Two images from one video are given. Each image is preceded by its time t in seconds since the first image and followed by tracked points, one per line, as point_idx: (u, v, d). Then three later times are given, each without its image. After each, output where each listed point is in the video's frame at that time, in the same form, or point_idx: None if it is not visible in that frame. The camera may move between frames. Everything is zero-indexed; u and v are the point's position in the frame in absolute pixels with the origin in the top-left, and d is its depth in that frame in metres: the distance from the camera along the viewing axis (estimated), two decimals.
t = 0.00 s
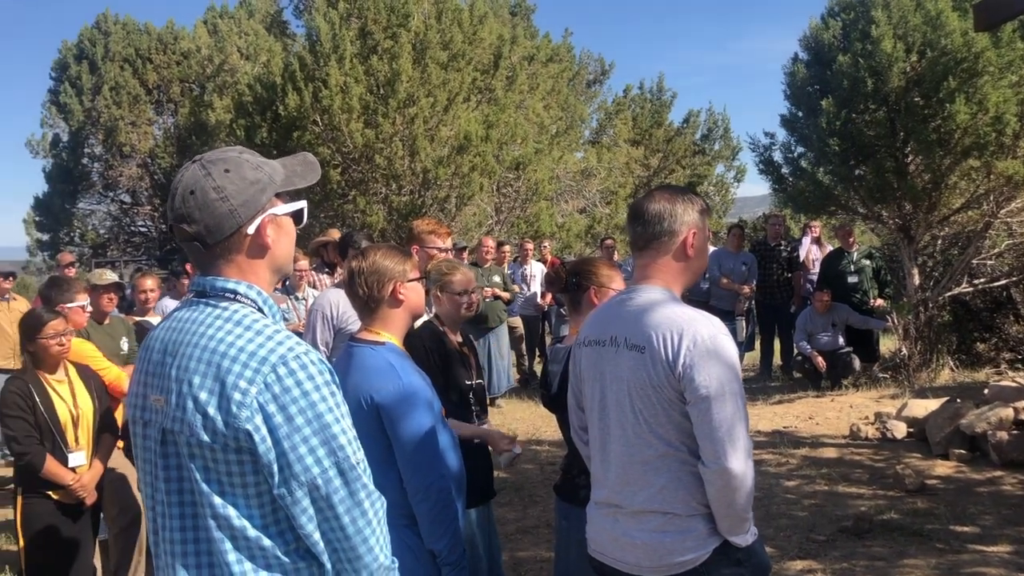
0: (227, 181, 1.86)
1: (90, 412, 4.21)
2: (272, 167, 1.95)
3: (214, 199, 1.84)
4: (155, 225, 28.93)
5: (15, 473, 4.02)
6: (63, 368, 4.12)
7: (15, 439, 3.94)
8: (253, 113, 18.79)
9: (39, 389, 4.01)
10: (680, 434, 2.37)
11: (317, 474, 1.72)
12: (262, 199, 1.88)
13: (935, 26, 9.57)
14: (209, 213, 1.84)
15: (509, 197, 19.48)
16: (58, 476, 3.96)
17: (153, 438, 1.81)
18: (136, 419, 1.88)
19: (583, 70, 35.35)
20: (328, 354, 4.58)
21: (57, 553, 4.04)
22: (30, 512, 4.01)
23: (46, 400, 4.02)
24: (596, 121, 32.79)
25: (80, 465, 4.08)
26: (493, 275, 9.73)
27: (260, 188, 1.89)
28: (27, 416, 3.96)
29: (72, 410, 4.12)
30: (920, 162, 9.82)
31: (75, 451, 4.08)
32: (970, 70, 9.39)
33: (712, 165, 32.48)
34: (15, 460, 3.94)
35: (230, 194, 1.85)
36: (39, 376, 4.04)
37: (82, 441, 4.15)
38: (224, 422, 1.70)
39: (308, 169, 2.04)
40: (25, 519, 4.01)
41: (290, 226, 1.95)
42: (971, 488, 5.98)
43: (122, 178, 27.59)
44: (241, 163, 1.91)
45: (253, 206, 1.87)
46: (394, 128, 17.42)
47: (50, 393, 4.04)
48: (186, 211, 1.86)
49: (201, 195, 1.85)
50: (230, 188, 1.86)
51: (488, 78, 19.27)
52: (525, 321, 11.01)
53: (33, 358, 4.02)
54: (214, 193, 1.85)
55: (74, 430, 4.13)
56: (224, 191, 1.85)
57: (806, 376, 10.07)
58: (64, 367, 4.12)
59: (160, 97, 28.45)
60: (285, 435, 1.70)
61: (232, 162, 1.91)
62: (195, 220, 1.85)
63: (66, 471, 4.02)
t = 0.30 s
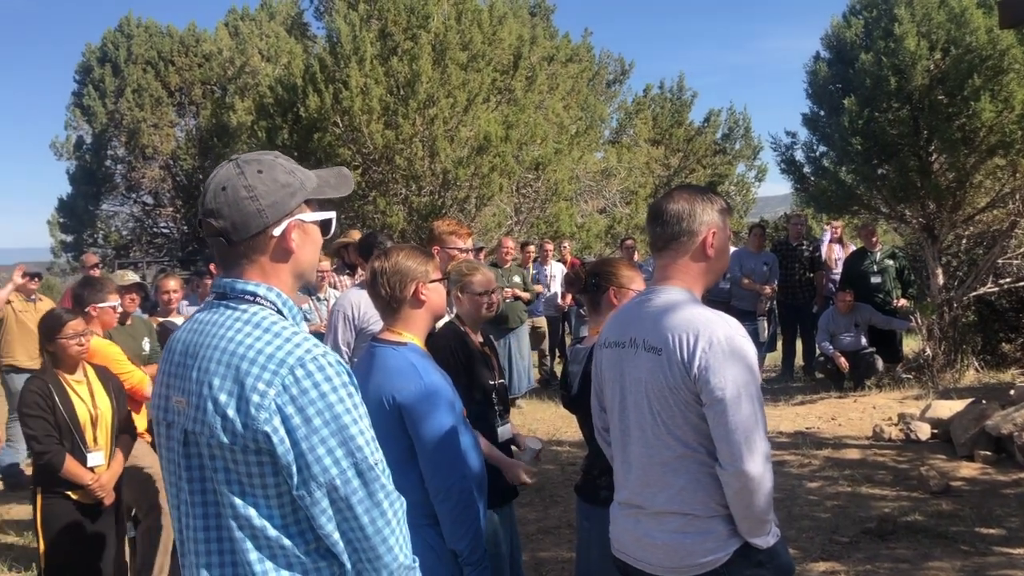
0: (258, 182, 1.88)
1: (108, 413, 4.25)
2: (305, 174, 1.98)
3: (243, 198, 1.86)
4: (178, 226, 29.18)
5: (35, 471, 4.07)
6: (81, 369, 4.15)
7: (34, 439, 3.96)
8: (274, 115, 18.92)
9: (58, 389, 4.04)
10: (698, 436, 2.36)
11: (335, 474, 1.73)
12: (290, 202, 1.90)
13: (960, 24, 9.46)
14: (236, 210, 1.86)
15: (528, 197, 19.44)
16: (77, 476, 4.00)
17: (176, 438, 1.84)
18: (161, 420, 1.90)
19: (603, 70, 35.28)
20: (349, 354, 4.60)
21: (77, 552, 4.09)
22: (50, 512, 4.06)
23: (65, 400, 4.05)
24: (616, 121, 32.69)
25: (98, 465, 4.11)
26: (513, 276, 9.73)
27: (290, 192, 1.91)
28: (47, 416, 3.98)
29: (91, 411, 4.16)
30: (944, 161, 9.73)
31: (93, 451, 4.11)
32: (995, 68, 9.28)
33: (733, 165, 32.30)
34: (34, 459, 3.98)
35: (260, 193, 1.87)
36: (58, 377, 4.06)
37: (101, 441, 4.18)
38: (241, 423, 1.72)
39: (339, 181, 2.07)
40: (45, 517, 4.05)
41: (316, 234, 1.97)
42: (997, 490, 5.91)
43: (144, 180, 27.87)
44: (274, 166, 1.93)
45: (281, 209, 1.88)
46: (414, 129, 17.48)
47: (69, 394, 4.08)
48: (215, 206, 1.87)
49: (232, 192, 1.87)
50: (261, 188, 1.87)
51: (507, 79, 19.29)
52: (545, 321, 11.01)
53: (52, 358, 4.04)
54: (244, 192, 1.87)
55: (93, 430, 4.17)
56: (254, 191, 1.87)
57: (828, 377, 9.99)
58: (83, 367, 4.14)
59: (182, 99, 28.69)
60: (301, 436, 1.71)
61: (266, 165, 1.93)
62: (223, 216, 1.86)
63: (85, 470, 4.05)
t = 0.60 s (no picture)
0: (289, 186, 1.89)
1: (123, 411, 4.31)
2: (335, 183, 2.00)
3: (273, 200, 1.88)
4: (199, 225, 29.43)
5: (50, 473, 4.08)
6: (96, 367, 4.23)
7: (52, 437, 3.99)
8: (295, 114, 19.02)
9: (75, 387, 4.09)
10: (717, 437, 2.35)
11: (348, 477, 1.74)
12: (318, 208, 1.91)
13: (984, 21, 9.33)
14: (265, 213, 1.87)
15: (548, 196, 19.38)
16: (95, 474, 4.03)
17: (191, 437, 1.85)
18: (177, 419, 1.91)
19: (622, 68, 35.21)
20: (371, 353, 4.64)
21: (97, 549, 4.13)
22: (69, 511, 4.08)
23: (82, 398, 4.11)
24: (636, 120, 32.59)
25: (115, 463, 4.15)
26: (533, 275, 9.74)
27: (319, 198, 1.92)
28: (64, 413, 4.03)
29: (107, 409, 4.23)
30: (968, 159, 9.62)
31: (110, 449, 4.16)
32: (1020, 65, 9.17)
33: (753, 163, 32.14)
34: (52, 459, 3.99)
35: (289, 197, 1.88)
36: (73, 375, 4.12)
37: (117, 439, 4.24)
38: (255, 424, 1.73)
39: (367, 189, 2.09)
40: (63, 517, 4.07)
41: (342, 243, 1.99)
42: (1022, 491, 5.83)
43: (166, 179, 28.13)
44: (304, 171, 1.95)
45: (309, 214, 1.90)
46: (434, 128, 17.52)
47: (85, 392, 4.14)
48: (244, 207, 1.89)
49: (262, 194, 1.88)
50: (291, 192, 1.89)
51: (527, 78, 19.29)
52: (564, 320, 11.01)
53: (68, 357, 4.10)
54: (274, 194, 1.88)
55: (108, 429, 4.23)
56: (285, 194, 1.89)
57: (849, 377, 9.92)
58: (97, 366, 4.21)
59: (204, 98, 28.92)
60: (315, 437, 1.72)
61: (297, 169, 1.95)
62: (251, 217, 1.88)
63: (103, 469, 4.10)
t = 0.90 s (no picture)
0: (295, 182, 1.90)
1: (140, 407, 4.36)
2: (338, 169, 2.00)
3: (281, 199, 1.88)
4: (221, 223, 29.62)
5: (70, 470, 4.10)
6: (113, 365, 4.27)
7: (73, 434, 4.01)
8: (316, 112, 19.15)
9: (93, 385, 4.13)
10: (742, 433, 2.34)
11: (369, 468, 1.75)
12: (327, 200, 1.92)
13: (1010, 16, 9.22)
14: (275, 212, 1.88)
15: (567, 193, 19.30)
16: (115, 470, 4.07)
17: (212, 428, 1.86)
18: (198, 411, 1.93)
19: (642, 66, 35.12)
20: (391, 350, 4.67)
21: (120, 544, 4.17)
22: (89, 507, 4.11)
23: (101, 395, 4.15)
24: (656, 117, 32.46)
25: (134, 460, 4.20)
26: (553, 272, 9.74)
27: (326, 190, 1.93)
28: (82, 410, 4.06)
29: (125, 406, 4.27)
30: (993, 156, 9.47)
31: (128, 446, 4.21)
32: None
33: (774, 161, 31.90)
34: (72, 455, 4.02)
35: (297, 194, 1.89)
36: (91, 372, 4.16)
37: (134, 435, 4.29)
38: (280, 415, 1.74)
39: (372, 170, 2.08)
40: (83, 513, 4.10)
41: (352, 226, 1.99)
42: None
43: (188, 177, 28.38)
44: (308, 164, 1.95)
45: (318, 207, 1.91)
46: (454, 126, 17.55)
47: (103, 389, 4.18)
48: (254, 208, 1.89)
49: (269, 193, 1.89)
50: (298, 188, 1.90)
51: (546, 75, 19.27)
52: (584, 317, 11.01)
53: (85, 354, 4.15)
54: (282, 192, 1.89)
55: (127, 425, 4.27)
56: (292, 191, 1.89)
57: (872, 376, 9.84)
58: (114, 362, 4.25)
59: (226, 97, 29.14)
60: (338, 429, 1.73)
61: (300, 164, 1.95)
62: (263, 218, 1.89)
63: (123, 465, 4.14)
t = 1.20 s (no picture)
0: (314, 177, 1.91)
1: (164, 404, 4.40)
2: (356, 164, 2.00)
3: (301, 194, 1.89)
4: (242, 221, 29.84)
5: (95, 466, 4.16)
6: (136, 361, 4.32)
7: (97, 430, 4.07)
8: (336, 111, 19.25)
9: (117, 381, 4.19)
10: (766, 431, 2.33)
11: (384, 466, 1.76)
12: (345, 196, 1.93)
13: None
14: (294, 208, 1.89)
15: (587, 191, 19.22)
16: (138, 466, 4.11)
17: (227, 423, 1.88)
18: (212, 405, 1.94)
19: (662, 63, 34.98)
20: (410, 347, 4.68)
21: (142, 541, 4.21)
22: (113, 503, 4.16)
23: (124, 391, 4.20)
24: (676, 114, 32.31)
25: (158, 456, 4.24)
26: (572, 270, 9.72)
27: (345, 185, 1.94)
28: (106, 406, 4.12)
29: (148, 403, 4.32)
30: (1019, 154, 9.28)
31: (152, 442, 4.25)
32: None
33: (795, 159, 31.74)
34: (97, 451, 4.08)
35: (317, 189, 1.90)
36: (115, 369, 4.22)
37: (158, 431, 4.33)
38: (297, 410, 1.75)
39: (390, 168, 2.09)
40: (107, 509, 4.15)
41: (370, 223, 2.00)
42: None
43: (209, 175, 28.61)
44: (327, 160, 1.96)
45: (338, 203, 1.92)
46: (473, 124, 17.58)
47: (127, 386, 4.23)
48: (273, 204, 1.90)
49: (288, 189, 1.90)
50: (317, 184, 1.90)
51: (566, 72, 19.21)
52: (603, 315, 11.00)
53: (107, 351, 4.19)
54: (301, 188, 1.90)
55: (150, 421, 4.32)
56: (311, 187, 1.90)
57: (894, 375, 9.74)
58: (137, 360, 4.30)
59: (247, 95, 29.34)
60: (354, 426, 1.74)
61: (319, 159, 1.96)
62: (282, 213, 1.90)
63: (147, 461, 4.18)
